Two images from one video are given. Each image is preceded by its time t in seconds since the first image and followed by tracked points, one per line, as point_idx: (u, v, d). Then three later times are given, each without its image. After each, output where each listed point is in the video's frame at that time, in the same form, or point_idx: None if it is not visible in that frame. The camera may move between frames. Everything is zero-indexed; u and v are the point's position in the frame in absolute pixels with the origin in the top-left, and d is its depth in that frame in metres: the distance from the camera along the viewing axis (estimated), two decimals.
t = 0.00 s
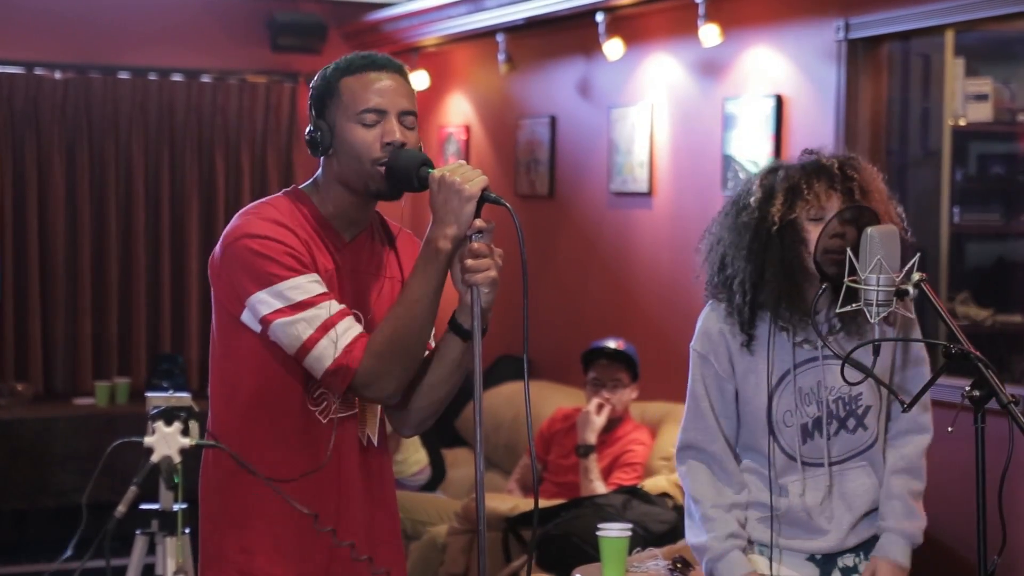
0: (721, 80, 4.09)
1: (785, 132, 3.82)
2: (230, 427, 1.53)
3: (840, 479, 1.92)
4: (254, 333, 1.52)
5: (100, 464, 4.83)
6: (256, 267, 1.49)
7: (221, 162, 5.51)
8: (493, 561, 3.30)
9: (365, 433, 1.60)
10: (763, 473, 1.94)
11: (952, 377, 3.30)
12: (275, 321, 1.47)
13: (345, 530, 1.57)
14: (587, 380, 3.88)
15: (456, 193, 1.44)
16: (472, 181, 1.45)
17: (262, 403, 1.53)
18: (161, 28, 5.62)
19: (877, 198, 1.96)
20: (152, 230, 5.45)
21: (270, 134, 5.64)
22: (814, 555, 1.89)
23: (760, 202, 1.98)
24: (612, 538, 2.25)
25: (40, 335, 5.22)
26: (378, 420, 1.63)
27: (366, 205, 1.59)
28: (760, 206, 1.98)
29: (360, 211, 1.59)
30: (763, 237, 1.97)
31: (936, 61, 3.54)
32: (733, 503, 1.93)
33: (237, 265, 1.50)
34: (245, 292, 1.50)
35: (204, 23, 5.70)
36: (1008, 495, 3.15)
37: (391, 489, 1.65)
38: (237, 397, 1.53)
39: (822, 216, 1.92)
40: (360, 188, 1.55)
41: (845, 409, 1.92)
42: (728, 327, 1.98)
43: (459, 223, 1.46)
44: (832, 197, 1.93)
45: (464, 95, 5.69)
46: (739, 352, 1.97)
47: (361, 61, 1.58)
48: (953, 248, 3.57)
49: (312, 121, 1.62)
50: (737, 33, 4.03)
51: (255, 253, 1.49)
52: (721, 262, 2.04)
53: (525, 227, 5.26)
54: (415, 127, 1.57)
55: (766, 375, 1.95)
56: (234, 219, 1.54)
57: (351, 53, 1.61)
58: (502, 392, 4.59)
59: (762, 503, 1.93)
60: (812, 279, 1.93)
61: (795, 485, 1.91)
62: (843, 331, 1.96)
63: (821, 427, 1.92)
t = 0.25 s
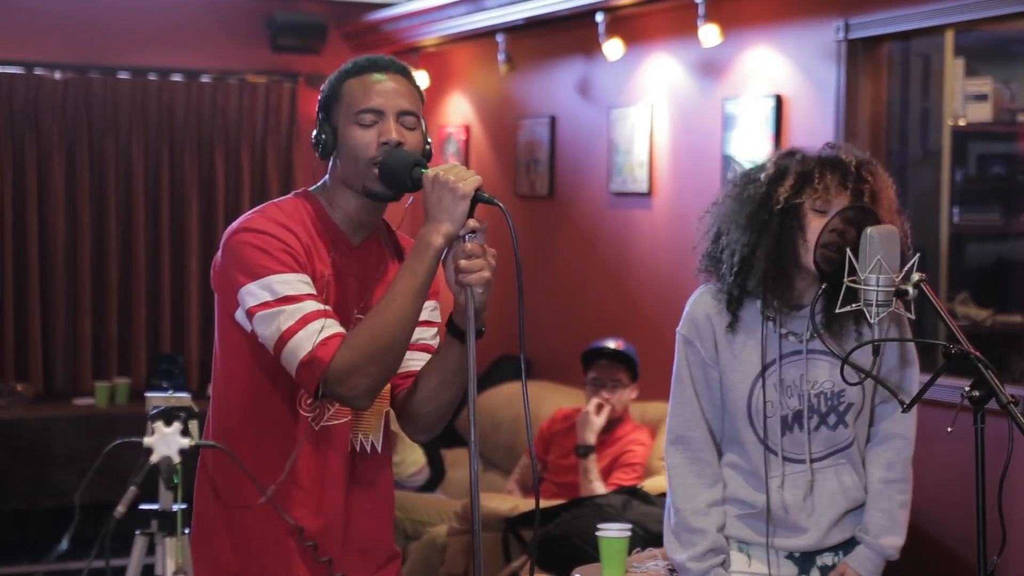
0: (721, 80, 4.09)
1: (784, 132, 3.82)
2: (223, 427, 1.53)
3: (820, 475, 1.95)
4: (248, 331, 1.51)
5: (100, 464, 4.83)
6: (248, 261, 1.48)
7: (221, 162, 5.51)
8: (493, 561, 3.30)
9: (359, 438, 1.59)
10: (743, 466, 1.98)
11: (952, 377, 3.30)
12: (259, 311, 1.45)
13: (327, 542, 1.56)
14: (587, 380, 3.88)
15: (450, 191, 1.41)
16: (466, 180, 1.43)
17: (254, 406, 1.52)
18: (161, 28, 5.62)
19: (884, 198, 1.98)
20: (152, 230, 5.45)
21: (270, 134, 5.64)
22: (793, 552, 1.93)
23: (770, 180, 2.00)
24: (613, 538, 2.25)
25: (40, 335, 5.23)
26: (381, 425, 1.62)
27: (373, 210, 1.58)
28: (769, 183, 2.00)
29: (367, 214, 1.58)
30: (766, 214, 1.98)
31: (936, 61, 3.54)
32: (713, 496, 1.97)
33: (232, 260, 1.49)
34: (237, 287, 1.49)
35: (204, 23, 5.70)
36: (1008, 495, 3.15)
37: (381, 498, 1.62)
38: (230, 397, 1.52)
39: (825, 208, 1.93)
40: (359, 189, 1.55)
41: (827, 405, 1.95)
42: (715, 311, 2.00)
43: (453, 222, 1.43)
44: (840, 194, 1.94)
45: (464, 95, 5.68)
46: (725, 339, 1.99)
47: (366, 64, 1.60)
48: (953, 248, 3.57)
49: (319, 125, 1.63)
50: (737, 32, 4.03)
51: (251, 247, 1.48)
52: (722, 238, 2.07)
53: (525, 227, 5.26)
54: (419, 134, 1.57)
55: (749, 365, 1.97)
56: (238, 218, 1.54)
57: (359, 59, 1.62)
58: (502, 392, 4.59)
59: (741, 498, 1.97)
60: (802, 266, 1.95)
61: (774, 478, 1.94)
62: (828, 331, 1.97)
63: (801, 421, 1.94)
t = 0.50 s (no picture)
0: (722, 81, 4.09)
1: (785, 133, 3.82)
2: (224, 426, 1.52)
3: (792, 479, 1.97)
4: (251, 334, 1.51)
5: (100, 464, 4.83)
6: (254, 265, 1.47)
7: (221, 162, 5.51)
8: (494, 562, 3.30)
9: (360, 440, 1.60)
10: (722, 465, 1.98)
11: (953, 377, 3.30)
12: (266, 316, 1.45)
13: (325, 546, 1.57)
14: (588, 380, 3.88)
15: (449, 193, 1.41)
16: (464, 182, 1.42)
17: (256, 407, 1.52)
18: (162, 28, 5.62)
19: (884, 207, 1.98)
20: (153, 230, 5.45)
21: (270, 135, 5.64)
22: (764, 556, 1.95)
23: (785, 176, 2.00)
24: (613, 539, 2.25)
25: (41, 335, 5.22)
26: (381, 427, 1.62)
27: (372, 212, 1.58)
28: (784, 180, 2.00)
29: (366, 216, 1.58)
30: (776, 210, 1.97)
31: (937, 62, 3.54)
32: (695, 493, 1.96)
33: (237, 263, 1.49)
34: (243, 290, 1.48)
35: (205, 24, 5.70)
36: (1008, 496, 3.16)
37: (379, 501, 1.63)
38: (234, 398, 1.52)
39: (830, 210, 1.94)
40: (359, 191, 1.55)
41: (805, 410, 1.96)
42: (706, 307, 2.00)
43: (452, 224, 1.42)
44: (845, 200, 1.95)
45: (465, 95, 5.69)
46: (715, 336, 1.99)
47: (365, 68, 1.61)
48: (953, 249, 3.58)
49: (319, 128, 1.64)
50: (737, 33, 4.03)
51: (258, 250, 1.48)
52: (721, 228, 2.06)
53: (526, 228, 5.26)
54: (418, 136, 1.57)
55: (736, 363, 1.97)
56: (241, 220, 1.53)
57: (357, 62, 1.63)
58: (503, 392, 4.59)
59: (719, 499, 1.97)
60: (800, 270, 1.96)
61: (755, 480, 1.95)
62: (813, 336, 1.99)
63: (780, 423, 1.95)
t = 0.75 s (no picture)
0: (722, 82, 4.09)
1: (785, 134, 3.82)
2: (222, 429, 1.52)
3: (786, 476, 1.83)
4: (235, 337, 1.52)
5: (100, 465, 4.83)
6: (234, 274, 1.48)
7: (221, 163, 5.51)
8: (493, 562, 3.30)
9: (356, 435, 1.60)
10: (731, 465, 1.77)
11: (953, 378, 3.30)
12: (255, 325, 1.46)
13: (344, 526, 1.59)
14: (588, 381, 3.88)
15: (445, 194, 1.42)
16: (461, 182, 1.43)
17: (249, 408, 1.52)
18: (162, 29, 5.62)
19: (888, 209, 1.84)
20: (153, 231, 5.46)
21: (270, 136, 5.64)
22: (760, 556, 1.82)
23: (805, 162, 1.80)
24: (613, 540, 2.25)
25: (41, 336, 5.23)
26: (373, 420, 1.63)
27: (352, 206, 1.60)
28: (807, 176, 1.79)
29: (343, 211, 1.59)
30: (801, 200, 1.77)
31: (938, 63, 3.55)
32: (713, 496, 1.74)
33: (217, 271, 1.50)
34: (224, 297, 1.50)
35: (205, 25, 5.70)
36: (1007, 497, 3.16)
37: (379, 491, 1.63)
38: (225, 402, 1.52)
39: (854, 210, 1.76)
40: (347, 190, 1.56)
41: (802, 406, 1.84)
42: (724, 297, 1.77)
43: (449, 225, 1.44)
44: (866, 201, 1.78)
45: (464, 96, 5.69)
46: (729, 331, 1.77)
47: (355, 61, 1.58)
48: (953, 249, 3.58)
49: (297, 115, 1.62)
50: (737, 34, 4.03)
51: (236, 259, 1.49)
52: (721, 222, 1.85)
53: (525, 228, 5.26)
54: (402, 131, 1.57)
55: (749, 357, 1.77)
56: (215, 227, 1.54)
57: (339, 50, 1.60)
58: (503, 393, 4.59)
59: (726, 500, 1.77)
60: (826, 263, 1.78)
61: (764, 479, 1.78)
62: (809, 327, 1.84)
63: (784, 422, 1.81)
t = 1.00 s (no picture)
0: (721, 81, 4.09)
1: (784, 133, 3.82)
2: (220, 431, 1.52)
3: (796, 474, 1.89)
4: (237, 335, 1.51)
5: (98, 465, 4.83)
6: (237, 267, 1.47)
7: (220, 163, 5.51)
8: (492, 562, 3.30)
9: (357, 432, 1.59)
10: (749, 470, 1.81)
11: (951, 378, 3.30)
12: (251, 318, 1.44)
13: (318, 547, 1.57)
14: (587, 381, 3.88)
15: (437, 192, 1.44)
16: (452, 181, 1.46)
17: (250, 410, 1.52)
18: (161, 28, 5.61)
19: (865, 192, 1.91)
20: (152, 231, 5.45)
21: (270, 135, 5.64)
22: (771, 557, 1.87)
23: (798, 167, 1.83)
24: (612, 540, 2.25)
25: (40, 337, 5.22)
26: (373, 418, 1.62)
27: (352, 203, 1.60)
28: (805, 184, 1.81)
29: (345, 208, 1.60)
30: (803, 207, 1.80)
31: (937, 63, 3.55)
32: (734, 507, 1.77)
33: (220, 264, 1.49)
34: (225, 291, 1.48)
35: (204, 25, 5.70)
36: (1006, 496, 3.16)
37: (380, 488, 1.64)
38: (225, 402, 1.52)
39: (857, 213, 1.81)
40: (343, 188, 1.56)
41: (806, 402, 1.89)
42: (736, 307, 1.80)
43: (442, 222, 1.46)
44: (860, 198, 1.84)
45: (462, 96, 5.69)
46: (743, 338, 1.80)
47: (349, 58, 1.57)
48: (953, 249, 3.59)
49: (294, 112, 1.61)
50: (736, 33, 4.03)
51: (238, 251, 1.48)
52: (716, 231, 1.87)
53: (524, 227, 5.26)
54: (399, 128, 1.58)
55: (761, 362, 1.81)
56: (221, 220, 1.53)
57: (335, 45, 1.59)
58: (502, 393, 4.59)
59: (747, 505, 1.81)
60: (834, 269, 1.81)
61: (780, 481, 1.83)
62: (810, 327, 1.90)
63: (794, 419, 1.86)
